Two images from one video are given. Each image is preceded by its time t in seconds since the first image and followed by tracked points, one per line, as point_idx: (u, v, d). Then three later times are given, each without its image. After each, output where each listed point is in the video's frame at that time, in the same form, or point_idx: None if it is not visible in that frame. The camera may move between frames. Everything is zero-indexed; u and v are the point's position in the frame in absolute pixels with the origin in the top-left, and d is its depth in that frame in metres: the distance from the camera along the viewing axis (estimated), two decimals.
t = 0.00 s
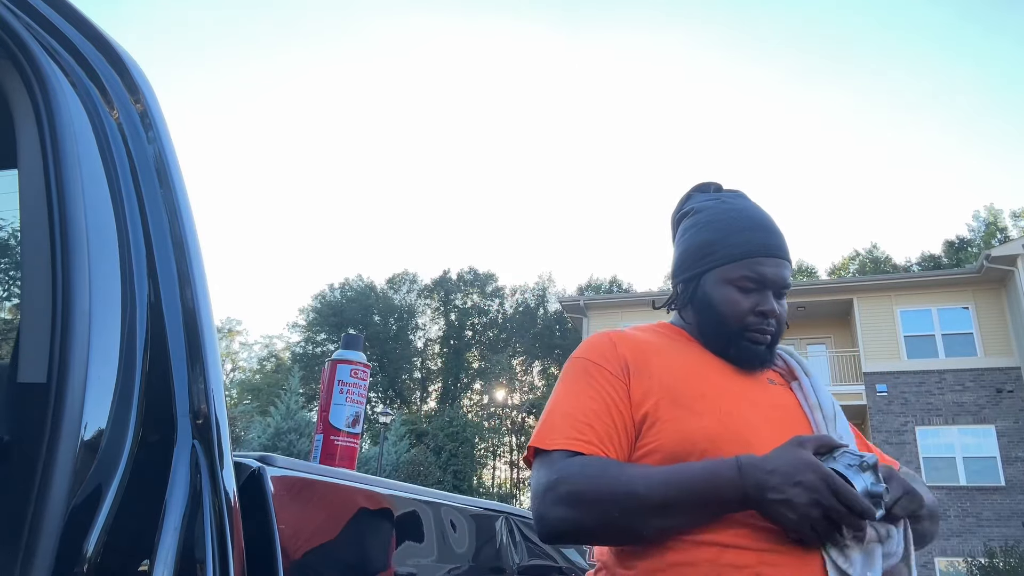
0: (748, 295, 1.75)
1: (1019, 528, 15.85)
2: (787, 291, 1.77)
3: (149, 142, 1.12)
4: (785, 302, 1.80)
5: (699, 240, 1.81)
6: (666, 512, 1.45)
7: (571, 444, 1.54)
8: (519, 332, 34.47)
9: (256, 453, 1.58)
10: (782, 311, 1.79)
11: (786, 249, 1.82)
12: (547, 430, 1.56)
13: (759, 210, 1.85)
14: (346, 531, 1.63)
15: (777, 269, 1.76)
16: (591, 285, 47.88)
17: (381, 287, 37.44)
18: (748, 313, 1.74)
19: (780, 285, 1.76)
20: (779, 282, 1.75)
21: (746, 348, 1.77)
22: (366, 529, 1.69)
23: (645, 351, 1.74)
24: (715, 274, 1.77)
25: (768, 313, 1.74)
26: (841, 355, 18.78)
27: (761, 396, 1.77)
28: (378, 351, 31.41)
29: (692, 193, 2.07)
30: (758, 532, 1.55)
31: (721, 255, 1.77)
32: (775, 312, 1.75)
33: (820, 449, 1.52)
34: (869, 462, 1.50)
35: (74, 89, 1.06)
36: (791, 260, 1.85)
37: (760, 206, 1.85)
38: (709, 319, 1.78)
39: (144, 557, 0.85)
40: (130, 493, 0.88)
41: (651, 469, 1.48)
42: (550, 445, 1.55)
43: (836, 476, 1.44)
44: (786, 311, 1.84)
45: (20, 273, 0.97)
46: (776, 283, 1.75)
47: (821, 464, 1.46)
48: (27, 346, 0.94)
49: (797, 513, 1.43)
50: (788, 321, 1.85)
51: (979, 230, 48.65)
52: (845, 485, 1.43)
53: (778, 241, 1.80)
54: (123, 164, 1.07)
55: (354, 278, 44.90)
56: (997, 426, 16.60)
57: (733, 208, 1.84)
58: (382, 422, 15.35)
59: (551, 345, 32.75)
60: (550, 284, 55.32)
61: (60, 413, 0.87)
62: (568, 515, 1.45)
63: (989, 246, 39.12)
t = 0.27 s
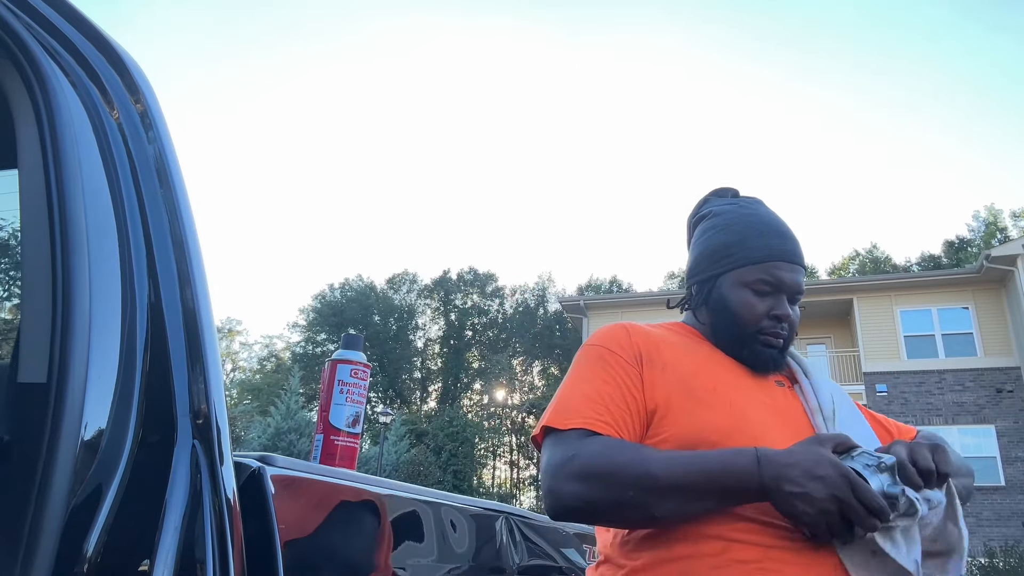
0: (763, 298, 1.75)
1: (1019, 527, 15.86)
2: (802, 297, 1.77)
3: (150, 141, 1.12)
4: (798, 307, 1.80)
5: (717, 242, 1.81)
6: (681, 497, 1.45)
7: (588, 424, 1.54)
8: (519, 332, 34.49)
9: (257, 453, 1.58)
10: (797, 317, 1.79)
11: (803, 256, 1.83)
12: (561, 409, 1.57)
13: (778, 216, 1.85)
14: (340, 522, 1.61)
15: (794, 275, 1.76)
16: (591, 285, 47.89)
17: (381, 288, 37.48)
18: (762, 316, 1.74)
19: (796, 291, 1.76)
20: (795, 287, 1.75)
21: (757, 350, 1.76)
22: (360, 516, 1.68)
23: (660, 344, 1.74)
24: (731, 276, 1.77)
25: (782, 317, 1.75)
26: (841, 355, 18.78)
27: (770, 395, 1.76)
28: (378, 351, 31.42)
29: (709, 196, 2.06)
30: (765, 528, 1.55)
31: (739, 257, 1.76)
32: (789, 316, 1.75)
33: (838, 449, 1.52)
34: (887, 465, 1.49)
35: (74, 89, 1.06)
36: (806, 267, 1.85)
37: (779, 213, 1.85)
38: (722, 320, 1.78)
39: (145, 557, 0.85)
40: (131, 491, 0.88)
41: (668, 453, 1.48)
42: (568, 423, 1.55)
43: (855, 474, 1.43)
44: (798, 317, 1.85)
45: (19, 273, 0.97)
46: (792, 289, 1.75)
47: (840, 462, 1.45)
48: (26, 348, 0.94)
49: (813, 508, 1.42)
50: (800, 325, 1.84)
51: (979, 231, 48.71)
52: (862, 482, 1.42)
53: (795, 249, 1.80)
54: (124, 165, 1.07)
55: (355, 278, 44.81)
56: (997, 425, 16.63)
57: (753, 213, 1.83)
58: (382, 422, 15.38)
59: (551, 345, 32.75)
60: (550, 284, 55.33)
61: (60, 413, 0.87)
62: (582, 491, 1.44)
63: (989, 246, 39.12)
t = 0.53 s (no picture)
0: (769, 301, 1.74)
1: (1019, 528, 15.86)
2: (807, 300, 1.77)
3: (150, 142, 1.12)
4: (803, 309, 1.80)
5: (724, 242, 1.80)
6: (671, 497, 1.45)
7: (583, 424, 1.54)
8: (520, 332, 34.49)
9: (257, 454, 1.58)
10: (801, 319, 1.79)
11: (810, 258, 1.82)
12: (559, 408, 1.57)
13: (787, 217, 1.84)
14: (342, 523, 1.62)
15: (801, 278, 1.75)
16: (591, 286, 47.92)
17: (381, 288, 37.49)
18: (766, 319, 1.75)
19: (801, 294, 1.76)
20: (801, 290, 1.75)
21: (759, 352, 1.76)
22: (363, 516, 1.68)
23: (662, 344, 1.74)
24: (737, 276, 1.77)
25: (786, 320, 1.75)
26: (841, 356, 18.78)
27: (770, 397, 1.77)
28: (378, 351, 31.44)
29: (720, 195, 2.05)
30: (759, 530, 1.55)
31: (746, 259, 1.76)
32: (794, 319, 1.75)
33: (824, 449, 1.53)
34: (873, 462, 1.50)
35: (74, 89, 1.06)
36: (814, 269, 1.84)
37: (788, 214, 1.84)
38: (726, 321, 1.78)
39: (144, 558, 0.85)
40: (131, 491, 0.88)
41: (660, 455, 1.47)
42: (564, 423, 1.55)
43: (842, 472, 1.44)
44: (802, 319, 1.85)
45: (19, 273, 0.97)
46: (798, 292, 1.75)
47: (827, 460, 1.46)
48: (27, 348, 0.94)
49: (801, 506, 1.43)
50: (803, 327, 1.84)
51: (979, 231, 48.73)
52: (850, 479, 1.44)
53: (803, 251, 1.79)
54: (124, 166, 1.07)
55: (355, 278, 44.81)
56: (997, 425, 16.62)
57: (762, 213, 1.83)
58: (382, 422, 15.38)
59: (551, 345, 32.77)
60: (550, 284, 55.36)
61: (60, 414, 0.87)
62: (571, 490, 1.44)
63: (990, 246, 39.15)
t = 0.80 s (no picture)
0: (766, 300, 1.74)
1: (1019, 527, 15.86)
2: (804, 301, 1.77)
3: (149, 142, 1.12)
4: (800, 310, 1.80)
5: (723, 242, 1.81)
6: (669, 493, 1.45)
7: (581, 419, 1.54)
8: (519, 331, 34.51)
9: (257, 454, 1.58)
10: (797, 320, 1.79)
11: (808, 261, 1.82)
12: (558, 402, 1.57)
13: (785, 220, 1.84)
14: (342, 522, 1.61)
15: (798, 278, 1.75)
16: (591, 285, 47.92)
17: (381, 288, 37.50)
18: (763, 318, 1.74)
19: (798, 295, 1.76)
20: (798, 290, 1.75)
21: (756, 351, 1.76)
22: (363, 515, 1.68)
23: (659, 341, 1.74)
24: (734, 276, 1.77)
25: (782, 320, 1.75)
26: (841, 355, 18.78)
27: (767, 396, 1.76)
28: (378, 351, 31.45)
29: (719, 198, 2.05)
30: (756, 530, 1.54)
31: (743, 258, 1.76)
32: (790, 319, 1.75)
33: (825, 452, 1.54)
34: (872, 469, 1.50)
35: (74, 89, 1.06)
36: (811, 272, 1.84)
37: (786, 217, 1.84)
38: (723, 319, 1.78)
39: (144, 558, 0.85)
40: (131, 491, 0.88)
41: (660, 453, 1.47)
42: (562, 418, 1.55)
43: (841, 477, 1.45)
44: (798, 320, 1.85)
45: (19, 272, 0.97)
46: (795, 292, 1.75)
47: (826, 465, 1.47)
48: (26, 348, 0.94)
49: (799, 512, 1.43)
50: (800, 328, 1.84)
51: (978, 231, 48.76)
52: (848, 484, 1.44)
53: (800, 253, 1.80)
54: (124, 165, 1.07)
55: (354, 278, 44.81)
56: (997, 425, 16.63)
57: (760, 216, 1.83)
58: (381, 422, 15.38)
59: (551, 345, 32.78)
60: (550, 284, 55.38)
61: (60, 414, 0.87)
62: (569, 484, 1.44)
63: (990, 246, 39.15)
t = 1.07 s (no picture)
0: (758, 301, 1.75)
1: (1019, 528, 15.86)
2: (797, 300, 1.77)
3: (149, 142, 1.12)
4: (793, 310, 1.80)
5: (716, 243, 1.81)
6: (660, 493, 1.45)
7: (573, 421, 1.54)
8: (519, 331, 34.53)
9: (257, 454, 1.58)
10: (790, 320, 1.79)
11: (801, 261, 1.82)
12: (550, 404, 1.57)
13: (778, 220, 1.84)
14: (344, 523, 1.62)
15: (790, 278, 1.76)
16: (591, 285, 47.96)
17: (381, 287, 37.55)
18: (756, 318, 1.74)
19: (790, 294, 1.76)
20: (791, 290, 1.75)
21: (750, 351, 1.76)
22: (366, 516, 1.69)
23: (652, 342, 1.74)
24: (727, 276, 1.77)
25: (776, 319, 1.75)
26: (841, 355, 18.79)
27: (761, 396, 1.76)
28: (378, 351, 31.49)
29: (712, 200, 2.05)
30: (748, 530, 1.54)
31: (737, 258, 1.76)
32: (784, 318, 1.75)
33: (813, 449, 1.54)
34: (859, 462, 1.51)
35: (74, 89, 1.06)
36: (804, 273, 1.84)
37: (778, 217, 1.84)
38: (716, 319, 1.78)
39: (144, 558, 0.85)
40: (130, 492, 0.88)
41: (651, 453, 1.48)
42: (555, 420, 1.55)
43: (827, 469, 1.45)
44: (792, 319, 1.85)
45: (19, 273, 0.97)
46: (788, 292, 1.75)
47: (812, 458, 1.47)
48: (27, 350, 0.94)
49: (786, 502, 1.44)
50: (794, 328, 1.84)
51: (978, 231, 48.78)
52: (834, 476, 1.44)
53: (793, 253, 1.80)
54: (124, 166, 1.07)
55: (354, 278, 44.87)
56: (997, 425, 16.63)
57: (753, 215, 1.83)
58: (381, 421, 15.41)
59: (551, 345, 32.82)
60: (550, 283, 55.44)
61: (60, 412, 0.87)
62: (560, 485, 1.44)
63: (989, 246, 39.19)
